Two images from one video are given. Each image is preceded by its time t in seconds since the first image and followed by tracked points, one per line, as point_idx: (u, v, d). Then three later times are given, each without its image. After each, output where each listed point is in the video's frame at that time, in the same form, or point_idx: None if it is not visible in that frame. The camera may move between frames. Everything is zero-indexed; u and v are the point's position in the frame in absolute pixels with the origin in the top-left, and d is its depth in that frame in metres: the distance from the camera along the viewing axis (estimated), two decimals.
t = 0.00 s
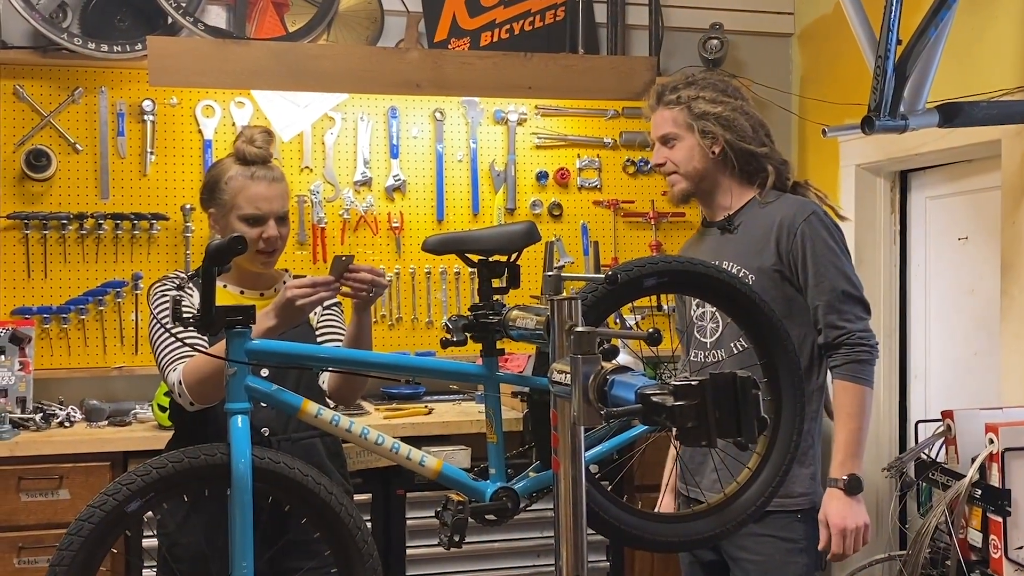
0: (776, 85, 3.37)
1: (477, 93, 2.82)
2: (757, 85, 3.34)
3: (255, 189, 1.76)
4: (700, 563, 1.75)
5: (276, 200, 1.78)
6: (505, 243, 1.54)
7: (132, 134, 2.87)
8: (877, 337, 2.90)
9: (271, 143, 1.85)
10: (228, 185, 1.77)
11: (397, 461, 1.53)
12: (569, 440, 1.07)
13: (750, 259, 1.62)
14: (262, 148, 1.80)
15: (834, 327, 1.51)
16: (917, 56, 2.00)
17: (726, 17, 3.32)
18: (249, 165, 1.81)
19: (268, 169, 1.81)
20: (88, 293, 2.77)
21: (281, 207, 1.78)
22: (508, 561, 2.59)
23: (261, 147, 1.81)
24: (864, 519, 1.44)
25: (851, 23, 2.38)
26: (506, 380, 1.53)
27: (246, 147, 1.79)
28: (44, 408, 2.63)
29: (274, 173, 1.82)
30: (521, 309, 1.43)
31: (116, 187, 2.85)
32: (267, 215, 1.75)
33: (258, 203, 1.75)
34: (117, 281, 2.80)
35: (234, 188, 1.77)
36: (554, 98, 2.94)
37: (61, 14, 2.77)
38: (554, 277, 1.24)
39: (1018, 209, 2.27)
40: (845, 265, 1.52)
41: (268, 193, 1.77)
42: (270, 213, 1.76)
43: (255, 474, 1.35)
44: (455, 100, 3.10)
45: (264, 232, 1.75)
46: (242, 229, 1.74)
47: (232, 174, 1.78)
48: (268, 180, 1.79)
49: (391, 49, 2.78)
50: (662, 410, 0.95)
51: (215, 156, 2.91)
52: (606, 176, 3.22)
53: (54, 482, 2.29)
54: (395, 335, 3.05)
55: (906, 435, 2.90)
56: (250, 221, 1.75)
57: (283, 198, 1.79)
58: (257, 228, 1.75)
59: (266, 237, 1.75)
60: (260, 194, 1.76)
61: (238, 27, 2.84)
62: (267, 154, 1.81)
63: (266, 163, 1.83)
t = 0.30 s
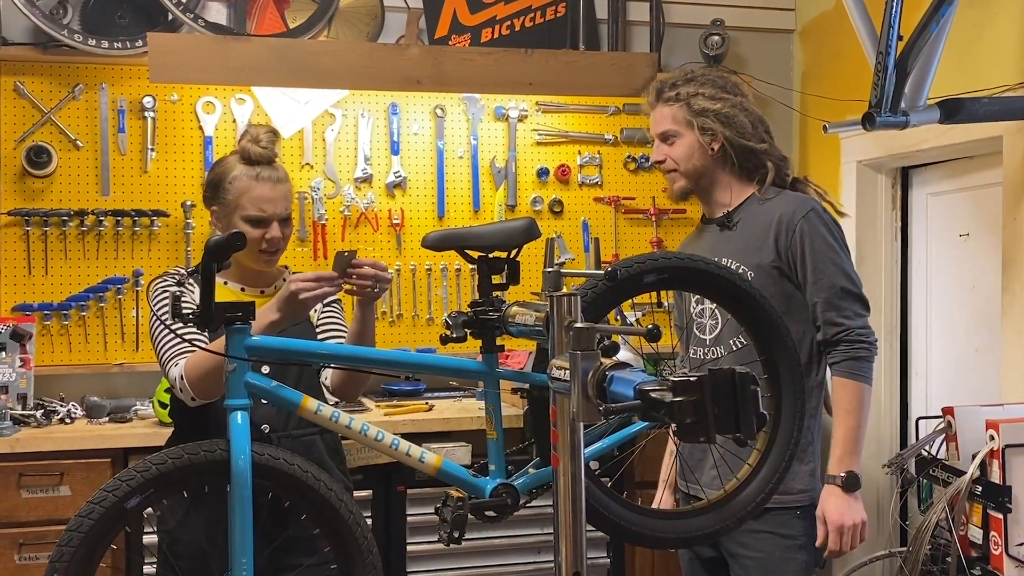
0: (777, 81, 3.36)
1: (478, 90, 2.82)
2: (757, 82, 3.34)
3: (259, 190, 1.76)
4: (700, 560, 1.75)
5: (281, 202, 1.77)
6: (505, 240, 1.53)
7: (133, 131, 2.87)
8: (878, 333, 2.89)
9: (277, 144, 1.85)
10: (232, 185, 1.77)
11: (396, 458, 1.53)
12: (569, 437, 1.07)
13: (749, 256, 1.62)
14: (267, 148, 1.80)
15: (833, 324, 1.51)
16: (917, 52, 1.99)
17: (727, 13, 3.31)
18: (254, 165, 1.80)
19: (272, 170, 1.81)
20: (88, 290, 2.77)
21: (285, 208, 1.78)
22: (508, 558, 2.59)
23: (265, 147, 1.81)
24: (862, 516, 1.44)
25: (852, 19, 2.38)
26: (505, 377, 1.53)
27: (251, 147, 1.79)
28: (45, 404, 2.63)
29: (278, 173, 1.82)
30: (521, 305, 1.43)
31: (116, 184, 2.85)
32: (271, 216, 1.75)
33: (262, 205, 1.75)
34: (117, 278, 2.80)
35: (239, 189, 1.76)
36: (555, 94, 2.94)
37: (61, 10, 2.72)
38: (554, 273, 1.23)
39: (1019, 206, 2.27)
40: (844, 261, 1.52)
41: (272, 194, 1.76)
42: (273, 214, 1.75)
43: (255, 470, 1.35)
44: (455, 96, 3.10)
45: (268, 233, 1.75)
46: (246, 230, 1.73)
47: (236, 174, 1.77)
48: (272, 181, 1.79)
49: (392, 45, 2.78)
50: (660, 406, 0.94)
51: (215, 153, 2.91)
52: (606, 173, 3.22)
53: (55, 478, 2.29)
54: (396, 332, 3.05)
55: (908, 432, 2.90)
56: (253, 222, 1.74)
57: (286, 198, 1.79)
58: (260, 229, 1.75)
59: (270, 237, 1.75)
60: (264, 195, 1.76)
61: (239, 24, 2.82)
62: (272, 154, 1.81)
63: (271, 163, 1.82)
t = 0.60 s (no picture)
0: (777, 75, 3.35)
1: (478, 83, 2.81)
2: (758, 75, 3.32)
3: (263, 192, 1.75)
4: (700, 554, 1.75)
5: (285, 203, 1.77)
6: (503, 232, 1.52)
7: (132, 125, 2.86)
8: (879, 327, 2.89)
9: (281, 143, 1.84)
10: (236, 185, 1.76)
11: (396, 451, 1.52)
12: (567, 429, 1.07)
13: (748, 249, 1.61)
14: (272, 148, 1.79)
15: (832, 317, 1.50)
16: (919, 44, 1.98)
17: (727, 6, 3.30)
18: (260, 166, 1.79)
19: (279, 171, 1.80)
20: (88, 283, 2.77)
21: (289, 211, 1.77)
22: (508, 552, 2.59)
23: (271, 147, 1.80)
24: (859, 510, 1.43)
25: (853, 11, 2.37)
26: (504, 370, 1.52)
27: (256, 146, 1.78)
28: (45, 398, 2.63)
29: (283, 174, 1.81)
30: (520, 298, 1.42)
31: (116, 178, 2.84)
32: (275, 217, 1.75)
33: (266, 207, 1.74)
34: (117, 272, 2.80)
35: (243, 189, 1.75)
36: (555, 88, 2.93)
37: (60, 3, 2.71)
38: (553, 266, 1.23)
39: (1020, 199, 2.26)
40: (843, 255, 1.51)
41: (277, 196, 1.75)
42: (277, 215, 1.75)
43: (253, 464, 1.35)
44: (456, 90, 3.09)
45: (271, 234, 1.75)
46: (251, 231, 1.73)
47: (241, 173, 1.77)
48: (277, 182, 1.78)
49: (391, 38, 2.77)
50: (658, 397, 0.94)
51: (215, 147, 2.90)
52: (607, 167, 3.21)
53: (54, 472, 2.29)
54: (396, 327, 3.05)
55: (909, 426, 2.90)
56: (257, 223, 1.74)
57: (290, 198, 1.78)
58: (263, 231, 1.74)
59: (273, 239, 1.75)
60: (268, 196, 1.75)
61: (238, 17, 2.80)
62: (277, 154, 1.80)
63: (276, 164, 1.81)
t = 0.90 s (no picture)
0: (779, 67, 3.34)
1: (479, 76, 2.80)
2: (759, 68, 3.31)
3: (261, 185, 1.74)
4: (699, 547, 1.76)
5: (283, 197, 1.76)
6: (506, 224, 1.52)
7: (132, 117, 2.85)
8: (881, 321, 2.89)
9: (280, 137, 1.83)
10: (235, 179, 1.75)
11: (397, 444, 1.52)
12: (567, 422, 1.06)
13: (749, 242, 1.61)
14: (270, 141, 1.79)
15: (831, 311, 1.50)
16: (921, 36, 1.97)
17: None
18: (258, 160, 1.78)
19: (277, 164, 1.79)
20: (88, 277, 2.77)
21: (287, 204, 1.76)
22: (509, 545, 2.59)
23: (269, 141, 1.79)
24: (857, 503, 1.43)
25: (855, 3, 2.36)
26: (505, 363, 1.52)
27: (253, 140, 1.77)
28: (45, 391, 2.63)
29: (282, 167, 1.80)
30: (520, 290, 1.41)
31: (116, 171, 2.84)
32: (274, 210, 1.74)
33: (265, 200, 1.74)
34: (117, 265, 2.80)
35: (241, 183, 1.74)
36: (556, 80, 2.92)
37: None
38: (553, 258, 1.22)
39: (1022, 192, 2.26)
40: (843, 248, 1.51)
41: (275, 189, 1.75)
42: (276, 208, 1.74)
43: (253, 456, 1.34)
44: (456, 83, 3.08)
45: (271, 227, 1.74)
46: (251, 224, 1.72)
47: (239, 167, 1.75)
48: (276, 176, 1.77)
49: (391, 31, 2.76)
50: (659, 388, 0.93)
51: (216, 140, 2.90)
52: (608, 160, 3.20)
53: (55, 465, 2.29)
54: (397, 320, 3.05)
55: (909, 419, 2.90)
56: (256, 217, 1.73)
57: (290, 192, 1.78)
58: (263, 224, 1.74)
59: (272, 232, 1.74)
60: (267, 190, 1.74)
61: (238, 10, 2.83)
62: (275, 148, 1.79)
63: (274, 157, 1.80)
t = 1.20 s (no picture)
0: (781, 60, 3.32)
1: (481, 69, 2.79)
2: (762, 61, 3.30)
3: (259, 176, 1.74)
4: (698, 540, 1.76)
5: (280, 187, 1.76)
6: (508, 217, 1.52)
7: (133, 110, 2.85)
8: (883, 314, 2.88)
9: (277, 128, 1.83)
10: (232, 170, 1.75)
11: (399, 436, 1.52)
12: (571, 414, 1.06)
13: (746, 235, 1.60)
14: (267, 133, 1.79)
15: (830, 304, 1.49)
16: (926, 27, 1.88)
17: None
18: (255, 151, 1.78)
19: (275, 156, 1.79)
20: (90, 270, 2.77)
21: (284, 195, 1.76)
22: (511, 538, 2.59)
23: (265, 133, 1.79)
24: (856, 497, 1.43)
25: None
26: (508, 355, 1.52)
27: (251, 132, 1.77)
28: (47, 384, 2.63)
29: (279, 159, 1.80)
30: (522, 282, 1.41)
31: (117, 164, 2.84)
32: (272, 201, 1.74)
33: (262, 191, 1.74)
34: (119, 258, 2.80)
35: (239, 174, 1.74)
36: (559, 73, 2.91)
37: None
38: (556, 250, 1.22)
39: None
40: (842, 241, 1.50)
41: (272, 180, 1.75)
42: (274, 199, 1.74)
43: (256, 448, 1.34)
44: (457, 75, 3.07)
45: (267, 218, 1.73)
46: (248, 216, 1.72)
47: (237, 159, 1.75)
48: (273, 167, 1.77)
49: (393, 23, 2.75)
50: (662, 379, 0.94)
51: (217, 133, 2.89)
52: (610, 153, 3.20)
53: (56, 458, 2.29)
54: (398, 313, 3.05)
55: (911, 413, 2.89)
56: (254, 208, 1.73)
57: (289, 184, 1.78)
58: (260, 215, 1.73)
59: (269, 223, 1.73)
60: (264, 180, 1.74)
61: (239, 2, 2.81)
62: (272, 139, 1.80)
63: (271, 149, 1.80)
